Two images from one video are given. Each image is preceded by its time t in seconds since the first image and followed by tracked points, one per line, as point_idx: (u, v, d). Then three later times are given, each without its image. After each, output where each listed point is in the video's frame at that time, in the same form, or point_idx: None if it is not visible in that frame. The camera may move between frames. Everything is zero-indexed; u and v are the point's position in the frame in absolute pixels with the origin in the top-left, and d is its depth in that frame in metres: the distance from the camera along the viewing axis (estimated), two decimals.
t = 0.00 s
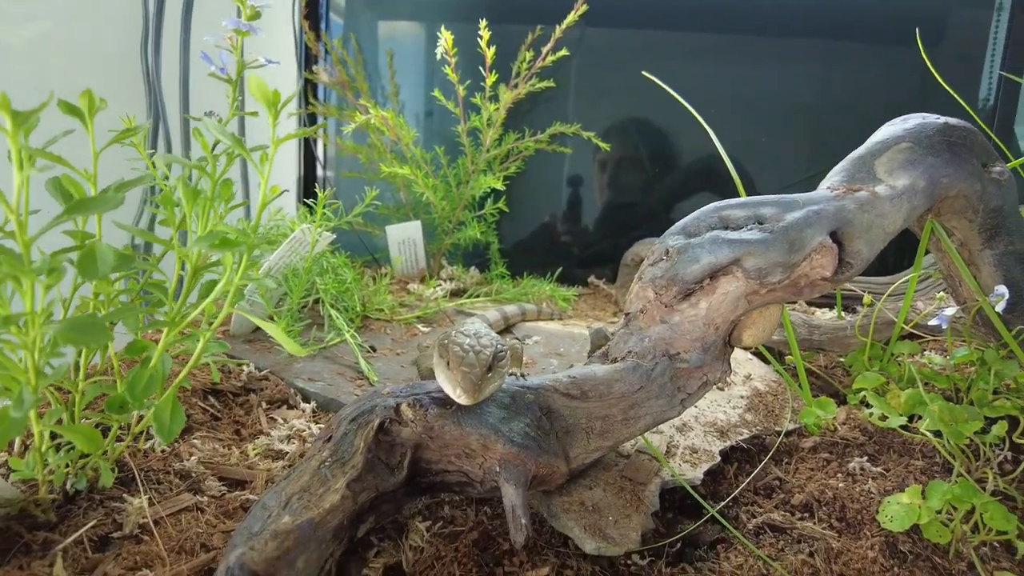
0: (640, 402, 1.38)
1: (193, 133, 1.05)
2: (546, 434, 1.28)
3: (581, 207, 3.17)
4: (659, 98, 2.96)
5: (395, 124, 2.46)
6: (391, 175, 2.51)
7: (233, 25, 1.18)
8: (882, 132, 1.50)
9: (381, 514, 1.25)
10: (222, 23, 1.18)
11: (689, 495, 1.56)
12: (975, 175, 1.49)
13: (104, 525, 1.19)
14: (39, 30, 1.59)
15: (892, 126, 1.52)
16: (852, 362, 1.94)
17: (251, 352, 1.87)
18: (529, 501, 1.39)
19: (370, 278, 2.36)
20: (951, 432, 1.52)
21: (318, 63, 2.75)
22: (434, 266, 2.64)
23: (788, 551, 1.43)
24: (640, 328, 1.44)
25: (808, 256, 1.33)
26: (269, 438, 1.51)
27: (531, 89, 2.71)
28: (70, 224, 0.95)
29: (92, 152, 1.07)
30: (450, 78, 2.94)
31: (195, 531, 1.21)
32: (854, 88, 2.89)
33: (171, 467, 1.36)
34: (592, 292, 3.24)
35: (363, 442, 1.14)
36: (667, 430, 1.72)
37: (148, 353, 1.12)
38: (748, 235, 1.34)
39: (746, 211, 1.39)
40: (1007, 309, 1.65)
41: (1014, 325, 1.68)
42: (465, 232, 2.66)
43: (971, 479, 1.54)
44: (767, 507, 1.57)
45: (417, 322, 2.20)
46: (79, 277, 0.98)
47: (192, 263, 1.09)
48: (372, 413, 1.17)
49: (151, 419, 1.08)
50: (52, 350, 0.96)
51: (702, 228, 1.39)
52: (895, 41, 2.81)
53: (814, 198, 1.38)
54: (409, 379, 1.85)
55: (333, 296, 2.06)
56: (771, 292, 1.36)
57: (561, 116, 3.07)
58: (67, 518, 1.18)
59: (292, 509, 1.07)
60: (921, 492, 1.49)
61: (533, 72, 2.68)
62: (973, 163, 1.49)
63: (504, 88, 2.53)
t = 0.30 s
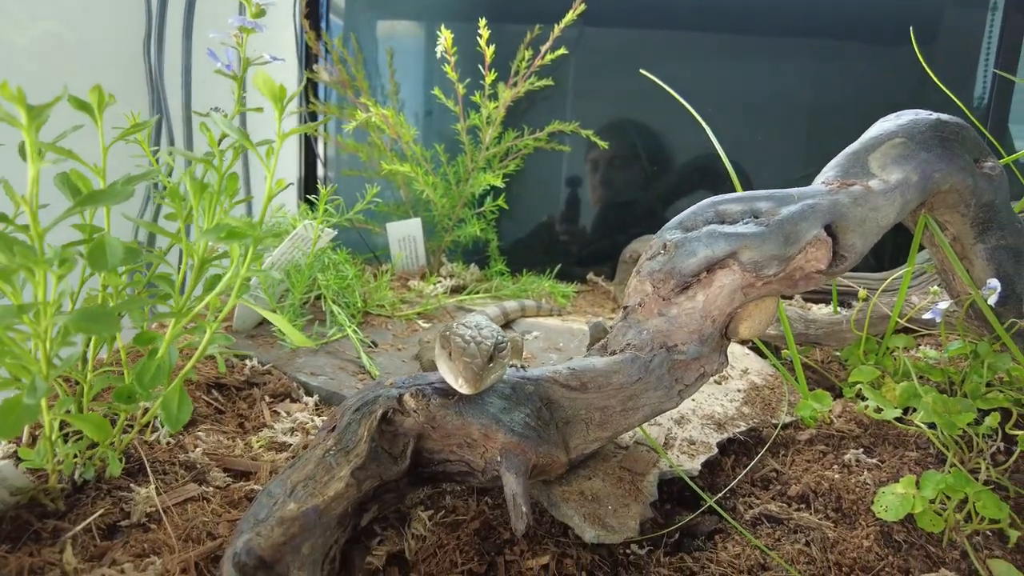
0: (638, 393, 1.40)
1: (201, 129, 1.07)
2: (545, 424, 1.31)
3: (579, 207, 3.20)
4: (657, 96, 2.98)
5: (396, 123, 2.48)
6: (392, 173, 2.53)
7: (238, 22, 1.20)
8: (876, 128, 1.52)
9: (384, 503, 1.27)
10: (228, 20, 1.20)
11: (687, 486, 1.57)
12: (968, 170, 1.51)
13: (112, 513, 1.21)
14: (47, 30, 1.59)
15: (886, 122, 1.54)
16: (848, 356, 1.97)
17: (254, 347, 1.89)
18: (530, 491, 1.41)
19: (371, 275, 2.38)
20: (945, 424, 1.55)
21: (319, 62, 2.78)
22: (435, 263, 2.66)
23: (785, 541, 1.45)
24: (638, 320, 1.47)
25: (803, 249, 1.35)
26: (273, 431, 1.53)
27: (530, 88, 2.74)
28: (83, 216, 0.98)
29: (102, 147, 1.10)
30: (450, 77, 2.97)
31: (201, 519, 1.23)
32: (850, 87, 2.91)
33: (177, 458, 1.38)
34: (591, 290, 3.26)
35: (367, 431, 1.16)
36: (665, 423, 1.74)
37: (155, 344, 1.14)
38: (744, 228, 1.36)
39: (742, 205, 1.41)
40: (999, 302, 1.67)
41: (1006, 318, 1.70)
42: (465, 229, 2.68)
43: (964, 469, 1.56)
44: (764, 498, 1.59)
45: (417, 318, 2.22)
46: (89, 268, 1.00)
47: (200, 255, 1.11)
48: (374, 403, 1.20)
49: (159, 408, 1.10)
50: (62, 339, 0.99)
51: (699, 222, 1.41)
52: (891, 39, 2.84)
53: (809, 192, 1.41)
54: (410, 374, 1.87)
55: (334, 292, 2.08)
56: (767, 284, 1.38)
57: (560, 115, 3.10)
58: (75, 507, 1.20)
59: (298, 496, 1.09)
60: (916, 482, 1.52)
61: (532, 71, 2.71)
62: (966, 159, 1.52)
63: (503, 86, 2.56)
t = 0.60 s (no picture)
0: (649, 389, 1.43)
1: (225, 132, 1.10)
2: (559, 419, 1.34)
3: (578, 208, 3.23)
4: (661, 98, 3.01)
5: (405, 125, 2.51)
6: (400, 174, 2.56)
7: (259, 27, 1.23)
8: (879, 129, 1.55)
9: (401, 497, 1.30)
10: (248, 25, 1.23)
11: (696, 481, 1.60)
12: (970, 170, 1.54)
13: (136, 508, 1.24)
14: (56, 33, 1.58)
15: (888, 123, 1.57)
16: (853, 353, 2.00)
17: (268, 347, 1.92)
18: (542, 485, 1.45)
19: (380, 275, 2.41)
20: (948, 418, 1.57)
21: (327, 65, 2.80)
22: (442, 263, 2.69)
23: (792, 534, 1.48)
24: (648, 318, 1.50)
25: (810, 247, 1.38)
26: (289, 428, 1.56)
27: (537, 90, 2.77)
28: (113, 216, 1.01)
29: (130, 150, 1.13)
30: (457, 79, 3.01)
31: (224, 514, 1.25)
32: (852, 87, 2.94)
33: (197, 455, 1.41)
34: (596, 290, 3.29)
35: (387, 426, 1.19)
36: (673, 419, 1.77)
37: (180, 341, 1.17)
38: (752, 227, 1.39)
39: (749, 204, 1.44)
40: (1001, 300, 1.70)
41: (1008, 315, 1.73)
42: (472, 230, 2.71)
43: (968, 464, 1.59)
44: (771, 493, 1.62)
45: (427, 317, 2.25)
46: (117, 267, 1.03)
47: (224, 254, 1.14)
48: (393, 399, 1.23)
49: (185, 403, 1.13)
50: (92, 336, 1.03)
51: (707, 222, 1.44)
52: (891, 40, 2.87)
53: (815, 192, 1.44)
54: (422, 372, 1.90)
55: (345, 292, 2.10)
56: (774, 282, 1.41)
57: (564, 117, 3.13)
58: (101, 501, 1.24)
59: (321, 489, 1.11)
60: (921, 476, 1.55)
61: (539, 74, 2.75)
62: (968, 158, 1.55)
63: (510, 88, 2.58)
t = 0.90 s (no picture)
0: (666, 391, 1.43)
1: (247, 134, 1.09)
2: (577, 421, 1.34)
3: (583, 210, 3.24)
4: (668, 99, 3.00)
5: (415, 128, 2.51)
6: (411, 177, 2.57)
7: (279, 30, 1.23)
8: (894, 130, 1.56)
9: (420, 499, 1.30)
10: (269, 28, 1.23)
11: (712, 483, 1.60)
12: (985, 171, 1.54)
13: (156, 511, 1.24)
14: (67, 38, 1.57)
15: (903, 124, 1.58)
16: (865, 354, 2.00)
17: (281, 349, 1.92)
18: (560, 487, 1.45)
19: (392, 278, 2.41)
20: (964, 418, 1.57)
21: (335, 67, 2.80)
22: (451, 266, 2.69)
23: (808, 535, 1.48)
24: (664, 320, 1.50)
25: (827, 249, 1.38)
26: (305, 430, 1.56)
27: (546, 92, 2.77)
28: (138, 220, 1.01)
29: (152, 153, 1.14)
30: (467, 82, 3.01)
31: (243, 517, 1.25)
32: (859, 88, 2.94)
33: (214, 458, 1.41)
34: (605, 291, 3.29)
35: (407, 428, 1.19)
36: (687, 420, 1.78)
37: (201, 344, 1.17)
38: (770, 229, 1.39)
39: (765, 206, 1.44)
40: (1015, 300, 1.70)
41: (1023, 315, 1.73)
42: (482, 232, 2.71)
43: (984, 464, 1.59)
44: (786, 494, 1.62)
45: (438, 320, 2.25)
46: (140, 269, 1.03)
47: (246, 256, 1.14)
48: (413, 401, 1.23)
49: (207, 405, 1.13)
50: (116, 338, 1.03)
51: (723, 224, 1.45)
52: (898, 41, 2.88)
53: (831, 193, 1.44)
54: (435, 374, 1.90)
55: (357, 294, 2.10)
56: (791, 283, 1.41)
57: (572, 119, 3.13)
58: (120, 505, 1.24)
59: (343, 492, 1.12)
60: (937, 477, 1.55)
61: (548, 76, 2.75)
62: (983, 159, 1.55)
63: (519, 91, 2.58)
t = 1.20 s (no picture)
0: (683, 394, 1.43)
1: (272, 143, 1.10)
2: (596, 425, 1.35)
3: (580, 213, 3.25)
4: (676, 102, 3.01)
5: (427, 132, 2.52)
6: (422, 181, 2.58)
7: (301, 36, 1.23)
8: (907, 135, 1.57)
9: (440, 503, 1.31)
10: (291, 36, 1.23)
11: (727, 484, 1.61)
12: (998, 175, 1.55)
13: (180, 515, 1.24)
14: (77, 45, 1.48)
15: (916, 129, 1.59)
16: (876, 357, 2.01)
17: (296, 353, 1.92)
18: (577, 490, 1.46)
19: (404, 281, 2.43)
20: (977, 421, 1.58)
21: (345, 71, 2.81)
22: (461, 269, 2.70)
23: (823, 537, 1.49)
24: (680, 323, 1.51)
25: (843, 253, 1.39)
26: (323, 434, 1.57)
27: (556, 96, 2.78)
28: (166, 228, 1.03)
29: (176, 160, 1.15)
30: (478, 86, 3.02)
31: (266, 521, 1.26)
32: (866, 90, 2.95)
33: (234, 461, 1.42)
34: (613, 293, 3.29)
35: (429, 432, 1.20)
36: (702, 423, 1.78)
37: (224, 350, 1.18)
38: (785, 233, 1.40)
39: (780, 210, 1.45)
40: None
41: None
42: (492, 235, 2.72)
43: (998, 466, 1.59)
44: (800, 496, 1.63)
45: (449, 323, 2.26)
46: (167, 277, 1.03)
47: (270, 262, 1.14)
48: (434, 405, 1.23)
49: (232, 410, 1.14)
50: (145, 344, 1.03)
51: (739, 228, 1.46)
52: (905, 44, 2.89)
53: (846, 198, 1.45)
54: (449, 378, 1.91)
55: (371, 298, 2.11)
56: (807, 287, 1.42)
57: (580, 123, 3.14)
58: (144, 509, 1.25)
59: (368, 496, 1.13)
60: (951, 479, 1.56)
61: (558, 80, 2.76)
62: (996, 163, 1.56)
63: (530, 95, 2.59)
